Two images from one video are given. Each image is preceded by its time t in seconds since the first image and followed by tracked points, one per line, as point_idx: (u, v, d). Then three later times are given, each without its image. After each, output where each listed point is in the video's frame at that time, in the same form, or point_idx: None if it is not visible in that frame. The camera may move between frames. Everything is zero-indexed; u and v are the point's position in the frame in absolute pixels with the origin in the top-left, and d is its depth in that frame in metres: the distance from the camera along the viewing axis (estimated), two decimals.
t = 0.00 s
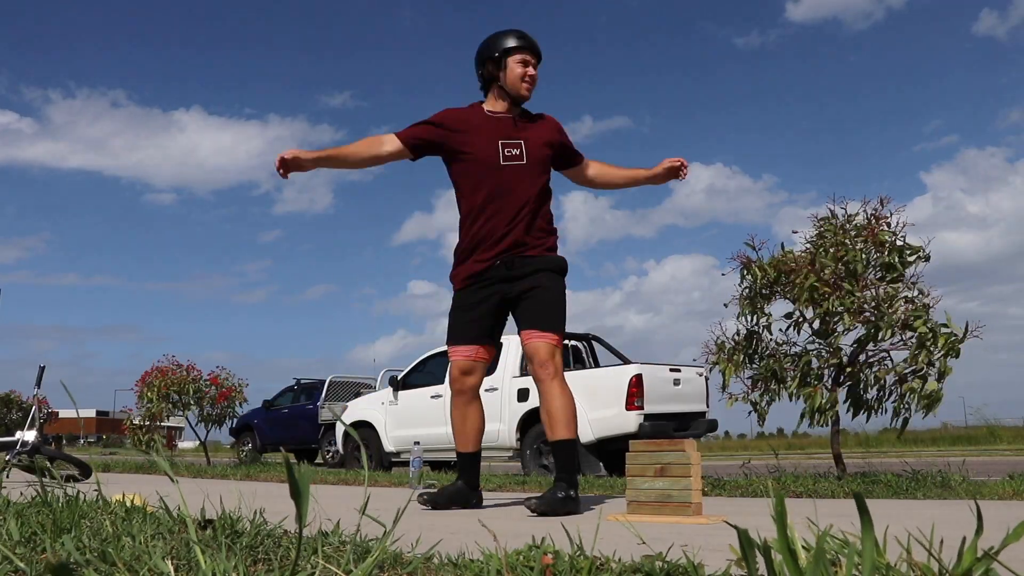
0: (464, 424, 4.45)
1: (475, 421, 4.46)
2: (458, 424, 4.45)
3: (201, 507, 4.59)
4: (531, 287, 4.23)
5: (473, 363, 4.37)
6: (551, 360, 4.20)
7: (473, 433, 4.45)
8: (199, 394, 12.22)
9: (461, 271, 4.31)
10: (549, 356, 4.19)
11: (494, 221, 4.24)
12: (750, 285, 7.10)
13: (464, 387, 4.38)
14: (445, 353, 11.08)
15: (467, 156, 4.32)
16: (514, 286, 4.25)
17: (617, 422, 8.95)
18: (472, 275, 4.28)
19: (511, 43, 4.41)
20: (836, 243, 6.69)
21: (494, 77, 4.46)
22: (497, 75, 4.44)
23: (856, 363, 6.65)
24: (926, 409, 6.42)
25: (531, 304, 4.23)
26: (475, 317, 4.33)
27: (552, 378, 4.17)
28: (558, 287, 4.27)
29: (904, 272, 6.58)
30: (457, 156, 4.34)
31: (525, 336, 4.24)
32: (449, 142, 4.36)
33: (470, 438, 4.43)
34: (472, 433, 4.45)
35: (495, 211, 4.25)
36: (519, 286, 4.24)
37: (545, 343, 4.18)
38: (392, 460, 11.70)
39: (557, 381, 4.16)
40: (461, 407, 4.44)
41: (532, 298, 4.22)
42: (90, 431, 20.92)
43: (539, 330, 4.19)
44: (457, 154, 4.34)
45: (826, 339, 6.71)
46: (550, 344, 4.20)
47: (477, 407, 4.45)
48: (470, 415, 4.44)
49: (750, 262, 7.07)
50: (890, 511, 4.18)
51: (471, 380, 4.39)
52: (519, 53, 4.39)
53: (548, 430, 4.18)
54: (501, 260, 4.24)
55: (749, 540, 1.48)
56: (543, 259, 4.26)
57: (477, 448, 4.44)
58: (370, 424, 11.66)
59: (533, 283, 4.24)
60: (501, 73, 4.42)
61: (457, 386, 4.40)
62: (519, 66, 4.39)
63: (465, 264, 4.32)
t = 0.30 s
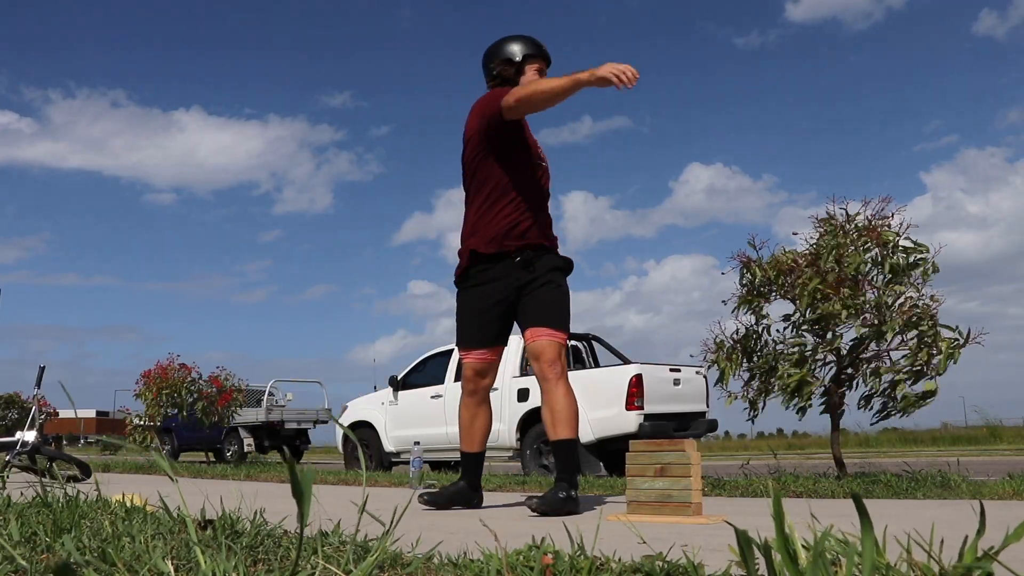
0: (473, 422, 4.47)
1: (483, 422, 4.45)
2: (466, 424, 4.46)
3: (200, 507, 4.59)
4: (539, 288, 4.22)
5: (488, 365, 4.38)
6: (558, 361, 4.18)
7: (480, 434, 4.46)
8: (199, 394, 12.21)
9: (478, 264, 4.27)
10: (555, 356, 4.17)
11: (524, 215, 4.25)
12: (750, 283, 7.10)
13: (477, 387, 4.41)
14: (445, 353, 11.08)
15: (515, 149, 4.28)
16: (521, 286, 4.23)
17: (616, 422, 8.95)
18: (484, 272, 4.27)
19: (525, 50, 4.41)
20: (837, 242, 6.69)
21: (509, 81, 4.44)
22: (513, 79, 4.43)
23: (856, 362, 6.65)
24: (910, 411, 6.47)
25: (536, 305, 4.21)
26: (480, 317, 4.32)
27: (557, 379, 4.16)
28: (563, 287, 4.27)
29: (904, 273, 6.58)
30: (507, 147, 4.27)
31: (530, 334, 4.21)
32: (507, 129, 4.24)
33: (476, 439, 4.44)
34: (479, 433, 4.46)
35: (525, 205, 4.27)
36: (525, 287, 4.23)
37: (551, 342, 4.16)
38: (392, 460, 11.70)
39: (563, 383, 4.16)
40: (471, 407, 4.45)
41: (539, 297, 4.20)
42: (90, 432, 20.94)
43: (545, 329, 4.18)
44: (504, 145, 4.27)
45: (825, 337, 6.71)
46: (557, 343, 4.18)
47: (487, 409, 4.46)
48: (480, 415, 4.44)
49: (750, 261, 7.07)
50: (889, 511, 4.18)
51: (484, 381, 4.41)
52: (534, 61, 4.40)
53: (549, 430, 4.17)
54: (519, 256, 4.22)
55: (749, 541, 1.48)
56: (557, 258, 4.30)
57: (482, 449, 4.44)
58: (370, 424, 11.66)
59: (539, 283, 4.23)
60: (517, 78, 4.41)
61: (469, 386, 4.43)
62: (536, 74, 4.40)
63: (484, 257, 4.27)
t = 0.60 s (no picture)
0: (469, 423, 4.47)
1: (479, 421, 4.46)
2: (462, 424, 4.46)
3: (200, 507, 4.58)
4: (528, 289, 4.22)
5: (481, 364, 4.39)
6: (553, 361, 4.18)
7: (477, 434, 4.45)
8: (198, 395, 12.21)
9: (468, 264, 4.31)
10: (550, 356, 4.17)
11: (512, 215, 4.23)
12: (750, 283, 7.11)
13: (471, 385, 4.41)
14: (445, 353, 11.08)
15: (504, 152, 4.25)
16: (510, 285, 4.24)
17: (617, 422, 8.95)
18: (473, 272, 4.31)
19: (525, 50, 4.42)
20: (837, 243, 6.69)
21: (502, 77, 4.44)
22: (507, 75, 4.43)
23: (857, 364, 6.65)
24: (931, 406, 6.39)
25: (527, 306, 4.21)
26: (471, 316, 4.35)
27: (552, 379, 4.16)
28: (555, 288, 4.26)
29: (904, 274, 6.59)
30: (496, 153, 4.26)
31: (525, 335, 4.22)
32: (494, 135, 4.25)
33: (472, 437, 4.44)
34: (475, 433, 4.46)
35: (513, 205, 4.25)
36: (516, 288, 4.24)
37: (545, 342, 4.16)
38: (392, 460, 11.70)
39: (558, 382, 4.16)
40: (467, 406, 4.46)
41: (528, 297, 4.20)
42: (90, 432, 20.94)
43: (537, 329, 4.18)
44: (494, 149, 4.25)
45: (825, 340, 6.71)
46: (550, 343, 4.18)
47: (483, 408, 4.46)
48: (474, 413, 4.44)
49: (750, 261, 7.07)
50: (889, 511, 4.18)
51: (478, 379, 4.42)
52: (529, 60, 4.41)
53: (546, 431, 4.17)
54: (503, 257, 4.24)
55: (749, 541, 1.48)
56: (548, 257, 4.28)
57: (479, 449, 4.43)
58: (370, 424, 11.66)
59: (528, 283, 4.23)
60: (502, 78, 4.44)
61: (463, 384, 4.43)
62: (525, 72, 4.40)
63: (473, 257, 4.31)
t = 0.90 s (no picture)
0: (467, 420, 4.46)
1: (475, 419, 4.45)
2: (459, 422, 4.46)
3: (200, 508, 4.59)
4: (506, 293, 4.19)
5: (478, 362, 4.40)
6: (538, 363, 4.17)
7: (474, 432, 4.44)
8: (198, 395, 12.20)
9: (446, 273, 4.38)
10: (535, 359, 4.16)
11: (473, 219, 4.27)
12: (748, 284, 7.10)
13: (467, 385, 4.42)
14: (445, 353, 11.08)
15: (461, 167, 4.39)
16: (488, 288, 4.24)
17: (617, 422, 8.95)
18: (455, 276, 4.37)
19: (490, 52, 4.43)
20: (837, 242, 6.69)
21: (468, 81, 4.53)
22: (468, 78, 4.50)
23: (858, 363, 6.64)
24: (926, 405, 6.40)
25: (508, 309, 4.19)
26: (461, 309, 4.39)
27: (538, 381, 4.15)
28: (535, 289, 4.19)
29: (904, 273, 6.59)
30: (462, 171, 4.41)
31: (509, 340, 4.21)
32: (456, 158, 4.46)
33: (469, 436, 4.44)
34: (472, 431, 4.45)
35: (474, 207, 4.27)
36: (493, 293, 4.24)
37: (527, 346, 4.15)
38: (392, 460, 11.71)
39: (545, 384, 4.14)
40: (463, 404, 4.46)
41: (506, 301, 4.20)
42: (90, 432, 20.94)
43: (518, 337, 4.15)
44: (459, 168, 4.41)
45: (828, 339, 6.70)
46: (532, 346, 4.16)
47: (479, 406, 4.45)
48: (472, 410, 4.44)
49: (748, 262, 7.06)
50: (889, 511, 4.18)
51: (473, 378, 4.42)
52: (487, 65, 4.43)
53: (540, 432, 4.18)
54: (470, 266, 4.29)
55: (747, 540, 1.48)
56: (515, 258, 4.17)
57: (477, 447, 4.43)
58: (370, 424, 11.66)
59: (504, 287, 4.20)
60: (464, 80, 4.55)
61: (458, 383, 4.44)
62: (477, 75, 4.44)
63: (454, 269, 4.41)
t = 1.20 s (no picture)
0: (467, 419, 4.46)
1: (473, 416, 4.44)
2: (460, 420, 4.46)
3: (200, 507, 4.58)
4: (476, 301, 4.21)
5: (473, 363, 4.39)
6: (518, 367, 4.15)
7: (474, 431, 4.44)
8: (198, 395, 12.19)
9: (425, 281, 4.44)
10: (515, 364, 4.15)
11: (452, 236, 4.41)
12: (750, 284, 7.10)
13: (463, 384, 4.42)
14: (445, 353, 11.08)
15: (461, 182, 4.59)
16: (464, 296, 4.27)
17: (616, 421, 8.95)
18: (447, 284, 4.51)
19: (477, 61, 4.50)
20: (838, 242, 6.69)
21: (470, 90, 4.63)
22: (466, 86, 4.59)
23: (859, 365, 6.64)
24: (926, 407, 6.40)
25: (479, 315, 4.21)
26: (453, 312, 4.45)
27: (520, 385, 4.14)
28: (501, 295, 4.16)
29: (905, 274, 6.59)
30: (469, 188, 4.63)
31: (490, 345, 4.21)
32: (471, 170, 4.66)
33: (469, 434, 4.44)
34: (472, 430, 4.44)
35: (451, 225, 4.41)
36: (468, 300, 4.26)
37: (504, 353, 4.13)
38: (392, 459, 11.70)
39: (527, 388, 4.14)
40: (463, 402, 4.46)
41: (477, 310, 4.21)
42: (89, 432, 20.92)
43: (491, 344, 4.15)
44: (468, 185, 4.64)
45: (828, 340, 6.70)
46: (507, 352, 4.14)
47: (479, 404, 4.45)
48: (471, 408, 4.43)
49: (750, 261, 7.06)
50: (889, 511, 4.18)
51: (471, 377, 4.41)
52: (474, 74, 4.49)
53: (530, 433, 4.16)
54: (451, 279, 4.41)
55: (746, 540, 1.48)
56: (473, 267, 4.20)
57: (477, 446, 4.42)
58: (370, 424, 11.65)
59: (474, 295, 4.23)
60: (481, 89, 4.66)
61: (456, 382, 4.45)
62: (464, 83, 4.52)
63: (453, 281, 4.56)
